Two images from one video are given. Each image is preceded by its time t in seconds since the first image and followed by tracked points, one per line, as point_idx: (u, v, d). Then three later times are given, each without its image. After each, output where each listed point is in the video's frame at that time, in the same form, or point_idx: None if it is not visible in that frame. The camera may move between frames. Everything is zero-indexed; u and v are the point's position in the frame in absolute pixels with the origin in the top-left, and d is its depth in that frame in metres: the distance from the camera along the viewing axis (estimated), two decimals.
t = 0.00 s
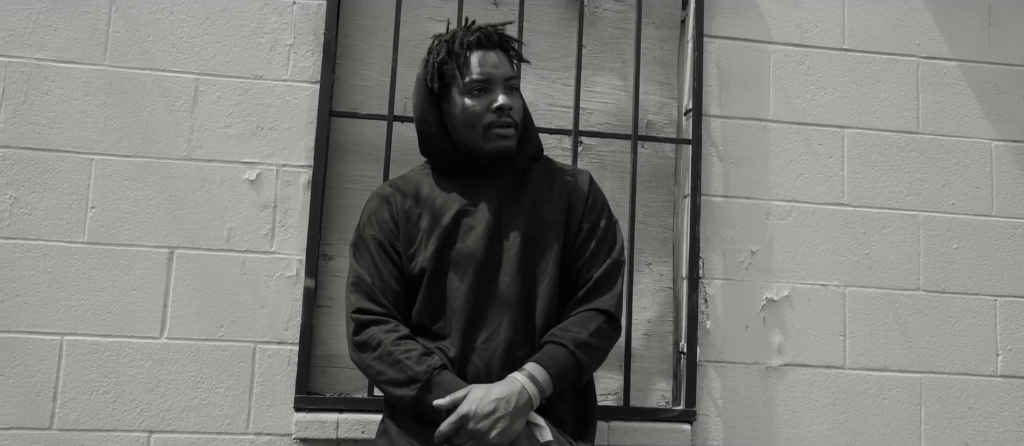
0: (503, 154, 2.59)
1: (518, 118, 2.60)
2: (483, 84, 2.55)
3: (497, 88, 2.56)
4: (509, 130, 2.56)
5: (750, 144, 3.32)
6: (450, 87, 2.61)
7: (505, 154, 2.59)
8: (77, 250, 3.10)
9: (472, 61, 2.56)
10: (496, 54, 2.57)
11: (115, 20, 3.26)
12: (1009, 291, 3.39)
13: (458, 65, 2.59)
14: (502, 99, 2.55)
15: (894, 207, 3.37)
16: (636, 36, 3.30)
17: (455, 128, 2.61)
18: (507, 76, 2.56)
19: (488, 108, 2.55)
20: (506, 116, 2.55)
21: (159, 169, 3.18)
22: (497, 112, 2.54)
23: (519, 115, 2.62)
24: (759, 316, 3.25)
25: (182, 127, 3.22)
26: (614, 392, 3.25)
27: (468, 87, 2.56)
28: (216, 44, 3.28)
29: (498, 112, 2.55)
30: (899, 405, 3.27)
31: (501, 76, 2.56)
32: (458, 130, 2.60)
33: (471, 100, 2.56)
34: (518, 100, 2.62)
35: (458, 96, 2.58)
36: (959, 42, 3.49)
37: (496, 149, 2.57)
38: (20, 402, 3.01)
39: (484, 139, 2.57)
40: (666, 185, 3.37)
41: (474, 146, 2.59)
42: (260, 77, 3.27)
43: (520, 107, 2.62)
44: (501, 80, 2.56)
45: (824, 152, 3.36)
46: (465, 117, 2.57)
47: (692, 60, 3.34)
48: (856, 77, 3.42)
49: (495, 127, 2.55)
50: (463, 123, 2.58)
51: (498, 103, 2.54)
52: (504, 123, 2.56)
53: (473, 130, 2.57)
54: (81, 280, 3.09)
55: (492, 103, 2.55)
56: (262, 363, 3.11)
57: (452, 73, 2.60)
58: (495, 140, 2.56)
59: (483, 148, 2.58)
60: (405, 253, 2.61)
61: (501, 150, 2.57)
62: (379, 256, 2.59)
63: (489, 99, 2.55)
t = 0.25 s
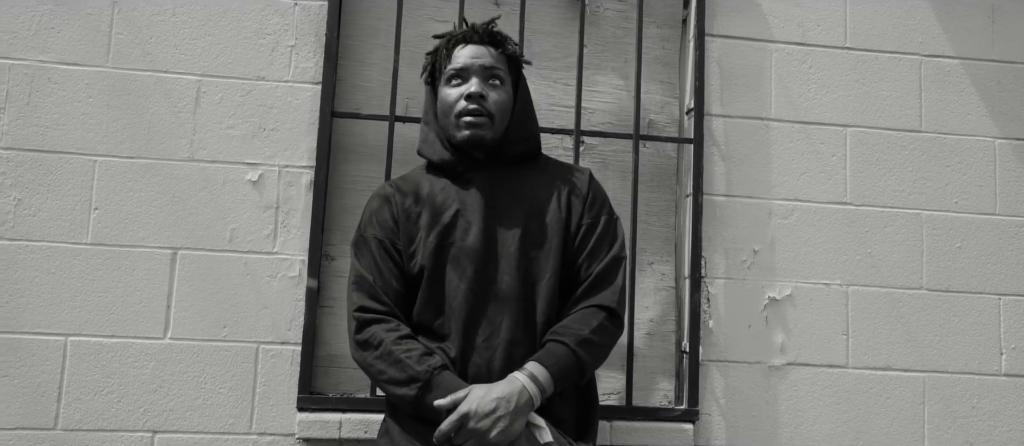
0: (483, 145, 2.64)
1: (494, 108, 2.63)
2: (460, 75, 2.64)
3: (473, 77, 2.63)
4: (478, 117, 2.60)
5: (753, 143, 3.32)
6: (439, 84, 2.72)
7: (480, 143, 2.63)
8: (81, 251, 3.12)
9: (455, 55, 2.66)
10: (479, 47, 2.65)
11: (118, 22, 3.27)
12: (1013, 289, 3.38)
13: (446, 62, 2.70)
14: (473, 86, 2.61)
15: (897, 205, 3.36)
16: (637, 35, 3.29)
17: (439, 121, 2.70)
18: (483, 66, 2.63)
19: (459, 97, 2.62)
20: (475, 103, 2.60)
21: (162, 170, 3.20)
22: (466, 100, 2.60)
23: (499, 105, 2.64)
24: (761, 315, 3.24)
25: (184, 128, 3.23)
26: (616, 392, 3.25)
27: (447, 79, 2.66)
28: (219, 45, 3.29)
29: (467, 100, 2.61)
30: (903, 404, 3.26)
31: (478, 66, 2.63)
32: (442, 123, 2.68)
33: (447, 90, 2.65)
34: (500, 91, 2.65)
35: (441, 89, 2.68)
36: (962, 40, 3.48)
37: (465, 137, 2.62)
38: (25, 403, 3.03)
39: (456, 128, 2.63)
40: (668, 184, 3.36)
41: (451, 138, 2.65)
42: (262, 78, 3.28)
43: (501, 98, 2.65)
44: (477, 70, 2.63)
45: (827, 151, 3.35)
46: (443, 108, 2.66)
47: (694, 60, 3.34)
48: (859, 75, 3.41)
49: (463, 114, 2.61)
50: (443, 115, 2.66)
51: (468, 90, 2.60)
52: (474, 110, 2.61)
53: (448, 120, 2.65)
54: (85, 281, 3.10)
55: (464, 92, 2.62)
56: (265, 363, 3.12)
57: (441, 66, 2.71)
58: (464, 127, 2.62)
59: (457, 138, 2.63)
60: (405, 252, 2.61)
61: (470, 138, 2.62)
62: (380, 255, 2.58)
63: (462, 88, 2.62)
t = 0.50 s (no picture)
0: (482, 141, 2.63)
1: (489, 101, 2.61)
2: (456, 71, 2.64)
3: (468, 72, 2.62)
4: (471, 109, 2.59)
5: (759, 141, 3.31)
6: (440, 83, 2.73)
7: (476, 138, 2.61)
8: (88, 251, 3.13)
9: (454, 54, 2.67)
10: (477, 44, 2.66)
11: (124, 23, 3.29)
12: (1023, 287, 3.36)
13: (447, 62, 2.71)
14: (467, 80, 2.60)
15: (905, 203, 3.34)
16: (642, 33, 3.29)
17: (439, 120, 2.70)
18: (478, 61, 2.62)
19: (454, 90, 2.61)
20: (468, 96, 2.59)
21: (169, 170, 3.21)
22: (460, 93, 2.60)
23: (495, 99, 2.62)
24: (768, 313, 3.23)
25: (191, 128, 3.24)
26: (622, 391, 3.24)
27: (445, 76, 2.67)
28: (224, 46, 3.30)
29: (461, 93, 2.60)
30: (911, 403, 3.25)
31: (474, 62, 2.63)
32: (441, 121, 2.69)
33: (444, 86, 2.65)
34: (496, 85, 2.63)
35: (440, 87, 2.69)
36: (970, 37, 3.46)
37: (459, 130, 2.60)
38: (34, 402, 3.04)
39: (451, 122, 2.62)
40: (674, 182, 3.36)
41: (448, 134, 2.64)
42: (267, 78, 3.29)
43: (497, 91, 2.62)
44: (473, 65, 2.62)
45: (833, 148, 3.34)
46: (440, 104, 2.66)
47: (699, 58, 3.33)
48: (866, 72, 3.39)
49: (456, 106, 2.59)
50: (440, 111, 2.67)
51: (461, 83, 2.59)
52: (467, 103, 2.59)
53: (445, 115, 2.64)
54: (92, 280, 3.12)
55: (458, 85, 2.61)
56: (271, 362, 3.13)
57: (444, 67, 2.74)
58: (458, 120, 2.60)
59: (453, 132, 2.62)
60: (410, 252, 2.61)
61: (464, 131, 2.60)
62: (384, 256, 2.59)
63: (456, 82, 2.62)
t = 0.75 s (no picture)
0: (485, 132, 2.65)
1: (493, 92, 2.64)
2: (463, 65, 2.69)
3: (474, 65, 2.67)
4: (474, 99, 2.62)
5: (763, 139, 3.29)
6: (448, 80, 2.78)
7: (478, 128, 2.63)
8: (94, 252, 3.14)
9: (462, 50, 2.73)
10: (486, 41, 2.71)
11: (129, 25, 3.30)
12: None
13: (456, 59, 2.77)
14: (472, 71, 2.65)
15: (911, 201, 3.32)
16: (646, 32, 3.28)
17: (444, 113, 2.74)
18: (485, 55, 2.67)
19: (458, 81, 2.65)
20: (471, 86, 2.62)
21: (174, 171, 3.22)
22: (464, 83, 2.63)
23: (499, 92, 2.65)
24: (773, 313, 3.22)
25: (195, 129, 3.25)
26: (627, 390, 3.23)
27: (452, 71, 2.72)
28: (228, 47, 3.31)
29: (465, 82, 2.63)
30: (918, 402, 3.23)
31: (481, 56, 2.67)
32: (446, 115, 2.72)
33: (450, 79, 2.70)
34: (502, 78, 2.66)
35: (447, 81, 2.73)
36: (976, 34, 3.44)
37: (461, 118, 2.63)
38: (40, 402, 3.05)
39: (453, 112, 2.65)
40: (678, 181, 3.35)
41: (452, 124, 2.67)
42: (271, 79, 3.30)
43: (501, 84, 2.65)
44: (479, 59, 2.67)
45: (839, 147, 3.32)
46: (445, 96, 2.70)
47: (703, 56, 3.32)
48: (871, 70, 3.38)
49: (459, 95, 2.63)
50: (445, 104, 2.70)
51: (466, 74, 2.63)
52: (470, 92, 2.62)
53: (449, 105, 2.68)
54: (98, 281, 3.12)
55: (462, 77, 2.65)
56: (276, 362, 3.13)
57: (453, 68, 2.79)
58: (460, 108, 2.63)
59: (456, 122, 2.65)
60: (414, 249, 2.61)
61: (466, 119, 2.62)
62: (387, 251, 2.59)
63: (462, 74, 2.66)
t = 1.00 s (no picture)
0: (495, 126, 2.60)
1: (507, 88, 2.60)
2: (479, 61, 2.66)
3: (490, 61, 2.64)
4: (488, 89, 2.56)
5: (767, 138, 3.28)
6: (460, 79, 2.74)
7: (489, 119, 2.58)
8: (98, 253, 3.14)
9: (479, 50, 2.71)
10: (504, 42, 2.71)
11: (132, 25, 3.31)
12: None
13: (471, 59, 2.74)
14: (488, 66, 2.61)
15: (917, 200, 3.30)
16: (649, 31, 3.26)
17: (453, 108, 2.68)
18: (502, 54, 2.65)
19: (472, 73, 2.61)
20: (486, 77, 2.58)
21: (177, 171, 3.22)
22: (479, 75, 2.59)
23: (513, 88, 2.61)
24: (777, 312, 3.21)
25: (199, 130, 3.25)
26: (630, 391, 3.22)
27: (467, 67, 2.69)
28: (231, 47, 3.32)
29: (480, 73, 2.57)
30: (924, 402, 3.21)
31: (498, 54, 2.66)
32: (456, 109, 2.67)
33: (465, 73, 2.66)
34: (517, 76, 2.63)
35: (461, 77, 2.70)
36: (982, 32, 3.42)
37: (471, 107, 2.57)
38: (44, 402, 3.05)
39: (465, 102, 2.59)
40: (682, 181, 3.33)
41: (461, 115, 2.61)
42: (274, 79, 3.30)
43: (516, 81, 2.62)
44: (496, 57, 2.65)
45: (843, 145, 3.30)
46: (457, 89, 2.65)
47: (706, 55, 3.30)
48: (876, 68, 3.36)
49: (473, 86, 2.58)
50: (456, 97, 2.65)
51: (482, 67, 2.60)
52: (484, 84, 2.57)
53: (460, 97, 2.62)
54: (102, 281, 3.13)
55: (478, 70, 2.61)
56: (279, 362, 3.13)
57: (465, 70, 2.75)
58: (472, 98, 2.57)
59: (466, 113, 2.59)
60: (417, 250, 2.61)
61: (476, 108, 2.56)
62: (391, 251, 2.59)
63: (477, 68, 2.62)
